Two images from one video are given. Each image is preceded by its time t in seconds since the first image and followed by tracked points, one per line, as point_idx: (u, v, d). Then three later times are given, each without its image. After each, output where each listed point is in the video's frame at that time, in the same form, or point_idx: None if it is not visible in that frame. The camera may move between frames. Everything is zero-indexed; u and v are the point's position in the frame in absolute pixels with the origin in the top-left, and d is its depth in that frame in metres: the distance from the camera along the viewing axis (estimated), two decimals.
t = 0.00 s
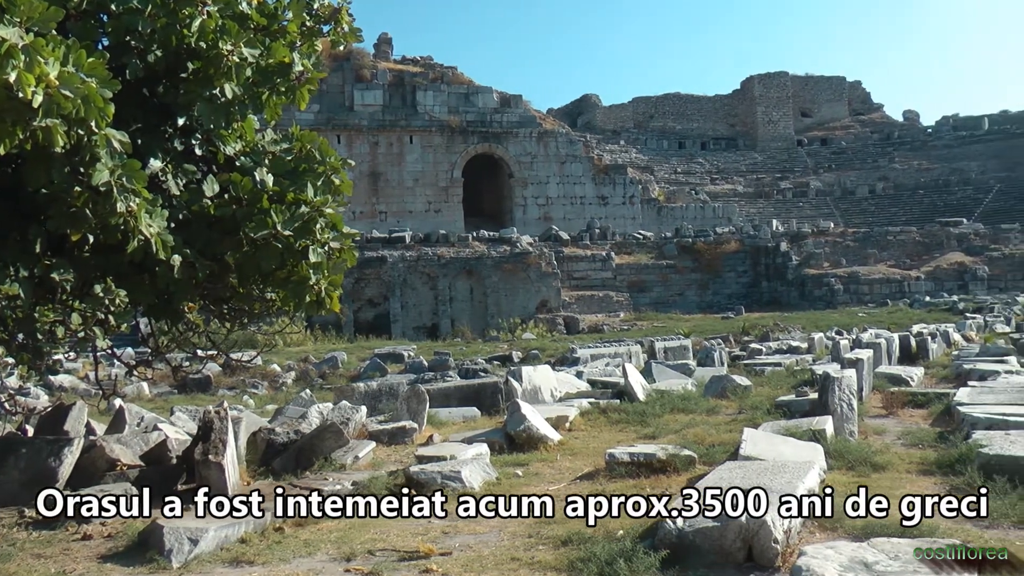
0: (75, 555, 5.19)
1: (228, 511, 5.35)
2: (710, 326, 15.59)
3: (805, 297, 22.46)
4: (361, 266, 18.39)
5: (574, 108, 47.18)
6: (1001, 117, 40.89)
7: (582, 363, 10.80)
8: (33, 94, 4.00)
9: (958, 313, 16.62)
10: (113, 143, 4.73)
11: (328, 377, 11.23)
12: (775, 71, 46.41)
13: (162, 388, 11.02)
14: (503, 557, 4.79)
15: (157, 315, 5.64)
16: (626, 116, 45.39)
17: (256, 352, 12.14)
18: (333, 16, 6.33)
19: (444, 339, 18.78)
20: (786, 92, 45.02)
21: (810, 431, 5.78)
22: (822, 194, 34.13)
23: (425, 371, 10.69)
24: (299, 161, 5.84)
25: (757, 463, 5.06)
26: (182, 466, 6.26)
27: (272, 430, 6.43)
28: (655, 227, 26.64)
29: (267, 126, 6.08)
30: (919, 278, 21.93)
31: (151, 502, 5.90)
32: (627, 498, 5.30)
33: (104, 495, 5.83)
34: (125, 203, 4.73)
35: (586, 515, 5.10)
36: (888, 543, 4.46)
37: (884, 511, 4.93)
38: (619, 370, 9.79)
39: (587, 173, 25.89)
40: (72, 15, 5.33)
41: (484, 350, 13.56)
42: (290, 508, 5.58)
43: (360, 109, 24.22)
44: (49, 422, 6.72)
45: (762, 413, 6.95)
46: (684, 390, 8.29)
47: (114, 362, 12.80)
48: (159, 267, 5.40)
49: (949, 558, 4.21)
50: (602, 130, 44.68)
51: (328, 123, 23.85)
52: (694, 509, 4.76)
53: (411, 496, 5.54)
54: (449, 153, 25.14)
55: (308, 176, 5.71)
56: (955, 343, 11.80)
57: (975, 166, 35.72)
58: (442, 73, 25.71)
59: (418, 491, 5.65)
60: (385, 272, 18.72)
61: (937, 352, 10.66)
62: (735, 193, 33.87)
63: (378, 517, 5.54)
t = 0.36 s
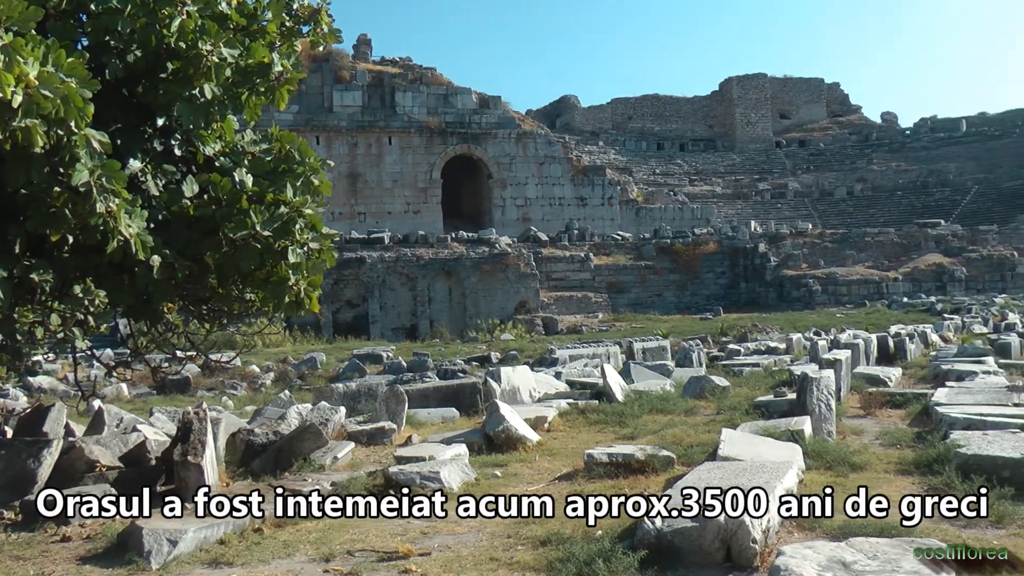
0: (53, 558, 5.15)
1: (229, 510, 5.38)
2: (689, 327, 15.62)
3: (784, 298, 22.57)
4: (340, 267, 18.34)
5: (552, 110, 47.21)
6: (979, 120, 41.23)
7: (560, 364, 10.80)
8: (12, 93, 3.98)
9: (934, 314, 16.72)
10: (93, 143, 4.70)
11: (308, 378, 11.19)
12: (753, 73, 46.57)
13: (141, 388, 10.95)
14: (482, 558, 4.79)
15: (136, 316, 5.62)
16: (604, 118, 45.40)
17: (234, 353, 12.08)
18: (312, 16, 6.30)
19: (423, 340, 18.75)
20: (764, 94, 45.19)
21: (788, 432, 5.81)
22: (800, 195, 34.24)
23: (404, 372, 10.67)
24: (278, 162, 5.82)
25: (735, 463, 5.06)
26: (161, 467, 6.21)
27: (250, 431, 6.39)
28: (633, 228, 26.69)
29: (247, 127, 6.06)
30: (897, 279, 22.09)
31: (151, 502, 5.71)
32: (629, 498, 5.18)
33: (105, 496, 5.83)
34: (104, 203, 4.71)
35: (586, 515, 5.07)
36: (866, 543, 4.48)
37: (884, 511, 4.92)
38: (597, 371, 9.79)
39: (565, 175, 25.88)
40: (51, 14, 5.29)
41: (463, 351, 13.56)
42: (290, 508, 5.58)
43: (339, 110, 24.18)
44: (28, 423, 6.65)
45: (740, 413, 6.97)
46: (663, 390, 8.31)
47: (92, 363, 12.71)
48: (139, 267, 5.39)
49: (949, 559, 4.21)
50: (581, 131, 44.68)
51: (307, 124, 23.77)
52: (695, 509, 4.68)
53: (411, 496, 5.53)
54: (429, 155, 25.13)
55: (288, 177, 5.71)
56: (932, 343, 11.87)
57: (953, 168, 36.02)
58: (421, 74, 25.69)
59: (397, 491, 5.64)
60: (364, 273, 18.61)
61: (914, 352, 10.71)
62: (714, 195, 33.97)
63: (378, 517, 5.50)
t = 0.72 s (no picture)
0: (32, 559, 5.11)
1: (229, 511, 5.47)
2: (669, 327, 15.64)
3: (762, 299, 22.66)
4: (320, 268, 18.28)
5: (532, 111, 47.26)
6: (957, 122, 41.53)
7: (540, 364, 10.80)
8: None
9: (913, 314, 16.81)
10: (73, 143, 4.67)
11: (288, 379, 11.15)
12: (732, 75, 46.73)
13: (121, 389, 10.89)
14: (462, 558, 4.79)
15: (116, 317, 5.58)
16: (584, 119, 45.41)
17: (214, 354, 12.03)
18: (292, 16, 6.27)
19: (402, 340, 18.72)
20: (743, 95, 45.36)
21: (767, 432, 5.83)
22: (778, 197, 34.34)
23: (384, 372, 10.64)
24: (258, 162, 5.80)
25: (714, 463, 5.07)
26: (140, 468, 6.17)
27: (230, 432, 6.35)
28: (612, 229, 26.73)
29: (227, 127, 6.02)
30: (875, 280, 22.18)
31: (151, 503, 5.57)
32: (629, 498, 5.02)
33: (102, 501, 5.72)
34: (83, 203, 4.68)
35: (587, 515, 5.02)
36: (844, 542, 4.50)
37: (884, 511, 4.90)
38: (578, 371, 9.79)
39: (545, 176, 25.91)
40: (31, 14, 5.26)
41: (442, 351, 13.57)
42: (290, 508, 5.60)
43: (319, 111, 24.16)
44: (6, 424, 6.55)
45: (720, 413, 6.99)
46: (642, 391, 8.32)
47: (72, 364, 12.63)
48: (119, 268, 5.36)
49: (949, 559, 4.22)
50: (560, 132, 44.69)
51: (287, 124, 23.77)
52: (695, 510, 4.61)
53: (412, 496, 5.52)
54: (408, 155, 25.12)
55: (268, 177, 5.69)
56: (911, 343, 11.94)
57: (933, 169, 36.24)
58: (401, 75, 25.66)
59: (377, 492, 5.63)
60: (344, 273, 18.59)
61: (893, 352, 10.77)
62: (693, 196, 34.06)
63: (377, 517, 5.47)
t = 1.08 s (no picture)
0: (12, 562, 5.08)
1: (229, 511, 5.51)
2: (649, 328, 15.65)
3: (741, 300, 22.73)
4: (300, 269, 18.20)
5: (512, 112, 47.26)
6: (935, 124, 41.87)
7: (520, 364, 10.80)
8: None
9: (892, 314, 16.91)
10: (53, 143, 4.63)
11: (268, 380, 11.11)
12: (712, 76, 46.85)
13: (100, 391, 10.81)
14: (441, 558, 4.79)
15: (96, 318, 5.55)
16: (563, 120, 45.39)
17: (194, 355, 11.95)
18: (272, 17, 6.26)
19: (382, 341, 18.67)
20: (723, 96, 45.49)
21: (746, 432, 5.85)
22: (758, 198, 34.42)
23: (364, 373, 10.62)
24: (238, 163, 5.79)
25: (693, 463, 5.09)
26: (121, 470, 6.14)
27: (210, 433, 6.31)
28: (592, 230, 26.76)
29: (206, 127, 5.99)
30: (854, 281, 22.24)
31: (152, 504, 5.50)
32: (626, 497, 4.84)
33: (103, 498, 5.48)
34: (63, 204, 4.65)
35: (585, 515, 4.95)
36: (822, 541, 4.52)
37: (884, 511, 4.87)
38: (557, 371, 9.79)
39: (525, 177, 25.94)
40: (8, 13, 5.22)
41: (422, 352, 13.57)
42: (291, 509, 5.56)
43: (299, 112, 24.13)
44: None
45: (699, 414, 7.01)
46: (621, 391, 8.34)
47: (51, 366, 12.53)
48: (98, 268, 5.34)
49: (950, 559, 4.29)
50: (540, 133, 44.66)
51: (267, 125, 23.72)
52: (695, 509, 4.60)
53: (412, 497, 5.51)
54: (388, 156, 25.11)
55: (247, 178, 5.69)
56: (888, 343, 12.01)
57: (912, 170, 36.48)
58: (381, 76, 25.63)
59: (356, 492, 5.63)
60: (324, 274, 18.53)
61: (871, 352, 10.83)
62: (673, 197, 34.12)
63: (377, 517, 5.46)
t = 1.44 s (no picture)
0: None
1: (229, 510, 5.51)
2: (628, 329, 15.66)
3: (721, 301, 22.69)
4: (280, 270, 18.12)
5: (492, 113, 47.26)
6: (913, 126, 42.14)
7: (500, 365, 10.79)
8: None
9: (869, 316, 16.98)
10: (32, 143, 4.60)
11: (248, 382, 11.04)
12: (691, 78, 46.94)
13: (80, 392, 10.73)
14: (420, 559, 4.79)
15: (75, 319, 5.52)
16: (543, 122, 45.37)
17: (174, 356, 11.88)
18: (252, 17, 6.24)
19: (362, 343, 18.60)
20: (702, 98, 45.63)
21: (724, 433, 5.87)
22: (737, 199, 34.43)
23: (344, 374, 10.59)
24: (217, 163, 5.77)
25: (672, 465, 5.11)
26: (99, 471, 6.09)
27: (190, 434, 6.28)
28: (572, 232, 26.71)
29: (186, 127, 5.95)
30: (833, 282, 22.18)
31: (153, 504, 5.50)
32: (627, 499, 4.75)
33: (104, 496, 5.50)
34: (42, 205, 4.62)
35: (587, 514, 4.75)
36: (800, 541, 4.53)
37: (884, 511, 4.86)
38: (537, 373, 9.79)
39: (504, 178, 25.96)
40: None
41: (402, 353, 13.55)
42: (291, 508, 5.51)
43: (279, 112, 24.09)
44: None
45: (677, 415, 7.02)
46: (601, 393, 8.36)
47: (30, 366, 12.43)
48: (78, 269, 5.31)
49: (950, 559, 4.32)
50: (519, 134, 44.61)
51: (247, 125, 23.65)
52: (695, 512, 4.61)
53: (412, 497, 5.50)
54: (368, 157, 25.06)
55: (227, 179, 5.67)
56: (867, 344, 12.07)
57: (891, 172, 36.67)
58: (361, 77, 25.59)
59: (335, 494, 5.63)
60: (303, 275, 18.44)
61: (850, 353, 10.89)
62: (652, 198, 34.13)
63: (378, 517, 5.45)
